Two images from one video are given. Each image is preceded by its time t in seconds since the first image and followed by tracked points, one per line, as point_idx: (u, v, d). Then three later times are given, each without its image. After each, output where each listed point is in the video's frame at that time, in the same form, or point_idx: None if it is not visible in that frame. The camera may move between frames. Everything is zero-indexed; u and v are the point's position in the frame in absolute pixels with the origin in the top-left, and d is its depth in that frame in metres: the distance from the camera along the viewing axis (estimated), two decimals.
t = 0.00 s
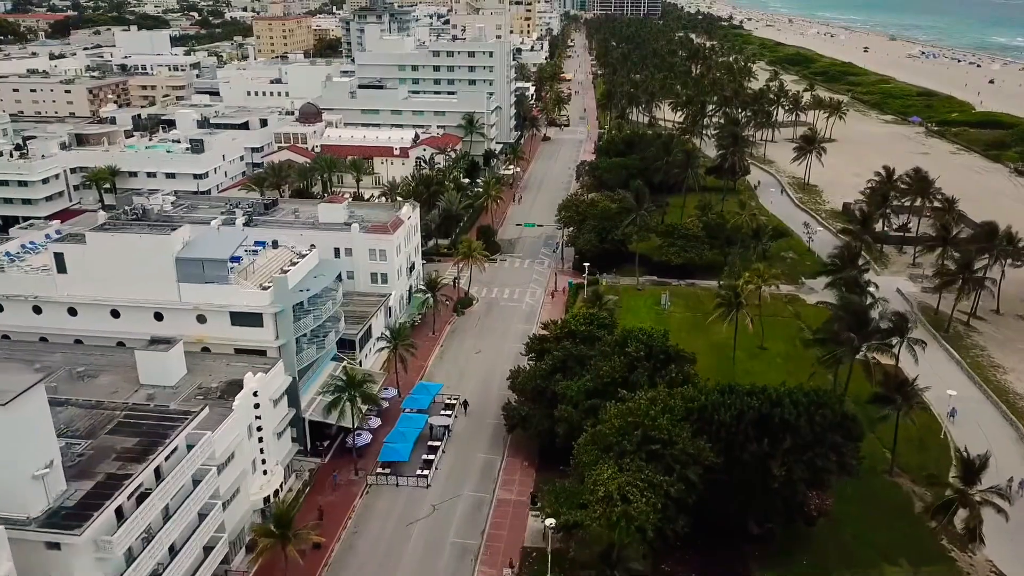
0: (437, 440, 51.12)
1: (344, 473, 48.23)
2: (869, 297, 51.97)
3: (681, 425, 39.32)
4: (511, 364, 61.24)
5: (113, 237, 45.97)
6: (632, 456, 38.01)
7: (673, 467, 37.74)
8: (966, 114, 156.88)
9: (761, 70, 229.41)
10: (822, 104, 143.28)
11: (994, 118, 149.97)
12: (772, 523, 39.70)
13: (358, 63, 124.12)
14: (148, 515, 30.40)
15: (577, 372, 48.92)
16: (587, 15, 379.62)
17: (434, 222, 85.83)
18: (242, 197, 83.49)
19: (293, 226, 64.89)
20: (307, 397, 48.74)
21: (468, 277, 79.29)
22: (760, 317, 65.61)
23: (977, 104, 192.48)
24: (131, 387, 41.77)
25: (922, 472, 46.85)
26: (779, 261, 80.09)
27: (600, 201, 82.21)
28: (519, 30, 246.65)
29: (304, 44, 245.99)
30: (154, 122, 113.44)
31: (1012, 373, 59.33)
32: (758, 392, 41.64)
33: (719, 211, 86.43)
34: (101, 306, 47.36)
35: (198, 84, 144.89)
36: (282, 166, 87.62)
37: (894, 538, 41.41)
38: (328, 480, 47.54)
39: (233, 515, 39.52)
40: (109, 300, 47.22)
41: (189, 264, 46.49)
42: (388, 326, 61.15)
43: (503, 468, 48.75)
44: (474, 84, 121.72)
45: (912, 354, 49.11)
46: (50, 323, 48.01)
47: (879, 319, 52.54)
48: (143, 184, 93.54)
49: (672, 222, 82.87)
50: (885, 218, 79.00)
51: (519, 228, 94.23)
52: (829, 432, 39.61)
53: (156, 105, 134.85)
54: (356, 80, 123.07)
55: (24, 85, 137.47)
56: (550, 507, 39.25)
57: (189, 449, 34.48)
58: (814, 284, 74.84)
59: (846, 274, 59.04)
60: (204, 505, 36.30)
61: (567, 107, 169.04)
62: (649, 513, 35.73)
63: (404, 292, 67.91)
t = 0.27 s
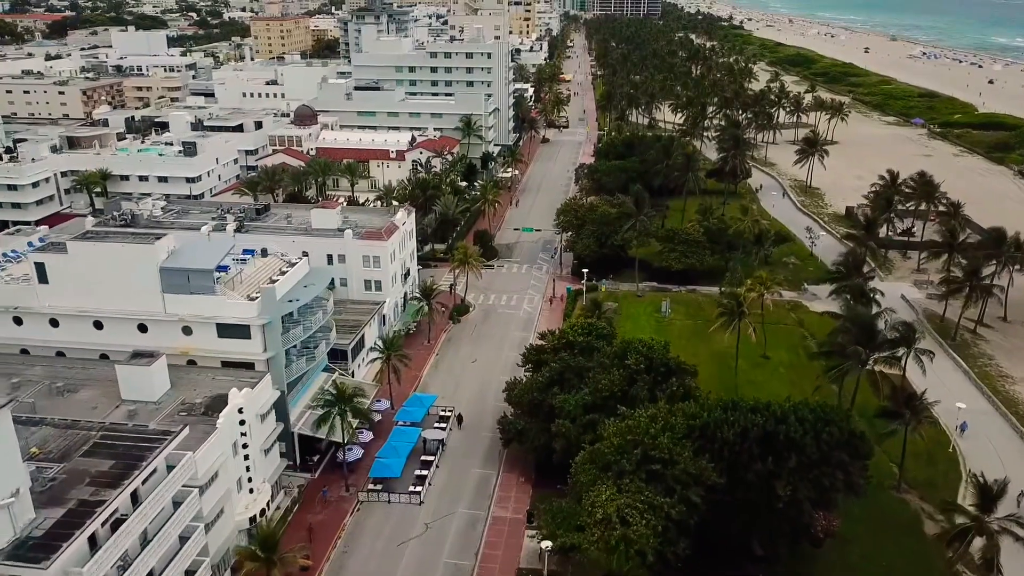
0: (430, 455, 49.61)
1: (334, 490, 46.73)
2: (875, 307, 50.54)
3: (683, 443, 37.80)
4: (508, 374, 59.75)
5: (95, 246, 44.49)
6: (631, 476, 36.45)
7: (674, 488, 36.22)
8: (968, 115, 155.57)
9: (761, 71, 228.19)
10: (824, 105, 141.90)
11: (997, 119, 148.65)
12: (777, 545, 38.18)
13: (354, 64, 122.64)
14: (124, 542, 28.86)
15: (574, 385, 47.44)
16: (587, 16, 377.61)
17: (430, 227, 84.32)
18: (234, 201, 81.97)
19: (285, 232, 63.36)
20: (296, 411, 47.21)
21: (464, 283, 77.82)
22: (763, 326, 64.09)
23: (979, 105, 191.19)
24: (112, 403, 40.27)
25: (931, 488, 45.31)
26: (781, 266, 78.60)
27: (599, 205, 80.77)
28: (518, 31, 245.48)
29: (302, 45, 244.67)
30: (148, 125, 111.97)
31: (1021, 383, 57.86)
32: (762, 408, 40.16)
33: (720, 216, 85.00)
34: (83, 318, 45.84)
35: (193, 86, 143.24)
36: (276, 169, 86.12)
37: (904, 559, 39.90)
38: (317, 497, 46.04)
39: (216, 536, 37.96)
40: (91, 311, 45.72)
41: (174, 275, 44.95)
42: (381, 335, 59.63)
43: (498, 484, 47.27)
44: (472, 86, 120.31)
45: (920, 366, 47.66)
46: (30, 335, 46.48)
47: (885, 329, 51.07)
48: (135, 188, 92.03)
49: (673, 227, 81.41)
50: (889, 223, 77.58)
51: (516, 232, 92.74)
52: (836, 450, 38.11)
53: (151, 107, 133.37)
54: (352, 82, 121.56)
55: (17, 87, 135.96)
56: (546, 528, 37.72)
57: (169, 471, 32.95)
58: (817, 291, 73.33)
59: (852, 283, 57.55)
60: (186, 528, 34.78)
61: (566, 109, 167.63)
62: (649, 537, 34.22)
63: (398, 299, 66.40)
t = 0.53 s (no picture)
0: (423, 471, 48.10)
1: (324, 507, 45.21)
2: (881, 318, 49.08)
3: (684, 463, 36.31)
4: (504, 385, 58.23)
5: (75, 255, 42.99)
6: (630, 497, 34.89)
7: (675, 510, 34.73)
8: (971, 117, 154.07)
9: (761, 72, 226.75)
10: (825, 107, 140.37)
11: (1000, 121, 147.11)
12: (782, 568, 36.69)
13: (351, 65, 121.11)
14: (98, 572, 27.36)
15: (572, 398, 45.95)
16: (587, 16, 376.12)
17: (426, 232, 82.81)
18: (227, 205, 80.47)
19: (276, 238, 61.86)
20: (284, 425, 45.68)
21: (460, 290, 76.31)
22: (766, 334, 62.60)
23: (982, 106, 189.58)
24: (91, 419, 38.76)
25: (940, 506, 43.79)
26: (784, 272, 77.13)
27: (598, 209, 79.29)
28: (517, 31, 244.07)
29: (300, 45, 243.19)
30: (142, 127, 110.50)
31: None
32: (766, 425, 38.66)
33: (721, 220, 83.51)
34: (64, 329, 44.36)
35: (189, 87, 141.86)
36: (269, 173, 84.61)
37: None
38: (306, 515, 44.52)
39: (198, 560, 36.42)
40: (72, 323, 44.22)
41: (157, 285, 43.44)
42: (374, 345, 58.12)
43: (493, 502, 45.76)
44: (470, 87, 118.86)
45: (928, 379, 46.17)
46: (10, 347, 45.05)
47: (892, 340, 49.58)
48: (127, 192, 90.54)
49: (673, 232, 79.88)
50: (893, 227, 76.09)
51: (514, 237, 91.20)
52: (844, 470, 36.60)
53: (146, 108, 131.88)
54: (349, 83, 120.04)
55: (11, 88, 134.49)
56: (542, 551, 36.16)
57: (147, 495, 31.45)
58: (821, 297, 71.84)
59: (857, 292, 56.05)
60: (167, 554, 33.28)
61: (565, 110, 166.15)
62: (649, 562, 32.73)
63: (392, 306, 64.97)
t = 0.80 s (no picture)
0: (416, 488, 46.55)
1: (313, 526, 43.65)
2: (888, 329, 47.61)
3: (686, 485, 34.79)
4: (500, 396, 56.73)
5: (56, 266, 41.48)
6: (630, 521, 33.27)
7: (676, 535, 33.22)
8: (974, 119, 152.66)
9: (762, 73, 225.39)
10: (827, 108, 138.93)
11: (1004, 122, 145.69)
12: None
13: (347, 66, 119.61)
14: None
15: (569, 413, 44.45)
16: (586, 16, 374.74)
17: (422, 237, 81.27)
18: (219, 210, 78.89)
19: (267, 244, 60.36)
20: (272, 442, 44.16)
21: (457, 297, 74.76)
22: (768, 344, 61.11)
23: (984, 107, 188.19)
24: (69, 437, 37.19)
25: (950, 525, 42.28)
26: (786, 278, 75.63)
27: (597, 214, 77.77)
28: (515, 32, 242.59)
29: (297, 46, 241.68)
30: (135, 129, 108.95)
31: None
32: (772, 443, 37.13)
33: (722, 225, 82.05)
34: (45, 341, 42.87)
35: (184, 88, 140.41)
36: (263, 177, 83.09)
37: None
38: (294, 534, 42.98)
39: None
40: (54, 335, 42.74)
41: (140, 296, 41.90)
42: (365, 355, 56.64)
43: (488, 520, 44.24)
44: (468, 89, 117.38)
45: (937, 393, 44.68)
46: None
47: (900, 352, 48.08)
48: (118, 196, 88.99)
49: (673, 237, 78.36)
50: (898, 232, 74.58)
51: (512, 242, 89.69)
52: (853, 492, 35.08)
53: (140, 110, 130.34)
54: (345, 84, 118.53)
55: (4, 89, 132.95)
56: None
57: (122, 523, 29.92)
58: (824, 304, 70.37)
59: (863, 301, 54.55)
60: None
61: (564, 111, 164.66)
62: None
63: (386, 314, 63.52)
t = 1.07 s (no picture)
0: (408, 505, 45.01)
1: (300, 546, 42.08)
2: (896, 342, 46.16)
3: (687, 508, 33.32)
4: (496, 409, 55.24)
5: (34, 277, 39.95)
6: (629, 547, 31.71)
7: (678, 562, 31.72)
8: (977, 120, 151.26)
9: (762, 74, 223.99)
10: (829, 110, 137.48)
11: (1007, 124, 144.25)
12: None
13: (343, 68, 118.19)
14: None
15: (566, 428, 43.00)
16: (586, 16, 373.40)
17: (418, 242, 79.77)
18: (210, 215, 77.40)
19: (257, 252, 58.90)
20: (258, 458, 42.71)
21: (453, 304, 73.27)
22: (771, 353, 59.65)
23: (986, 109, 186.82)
24: (45, 457, 35.67)
25: (962, 546, 40.76)
26: (789, 284, 74.15)
27: (596, 219, 76.27)
28: (514, 33, 241.11)
29: (295, 46, 240.19)
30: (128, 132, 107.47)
31: None
32: (777, 463, 35.65)
33: (724, 230, 80.58)
34: (23, 355, 41.37)
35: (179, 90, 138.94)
36: (256, 180, 81.61)
37: None
38: (281, 555, 41.44)
39: None
40: (32, 349, 41.24)
41: (121, 308, 40.31)
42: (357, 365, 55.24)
43: (482, 540, 42.72)
44: (465, 90, 115.96)
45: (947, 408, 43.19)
46: None
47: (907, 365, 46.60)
48: (109, 200, 87.45)
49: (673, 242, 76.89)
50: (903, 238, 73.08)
51: (509, 247, 88.12)
52: (862, 515, 33.59)
53: (134, 112, 128.84)
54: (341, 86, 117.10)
55: None
56: None
57: (95, 553, 28.42)
58: (828, 312, 68.91)
59: (869, 311, 53.10)
60: None
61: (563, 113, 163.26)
62: None
63: (380, 323, 62.10)
